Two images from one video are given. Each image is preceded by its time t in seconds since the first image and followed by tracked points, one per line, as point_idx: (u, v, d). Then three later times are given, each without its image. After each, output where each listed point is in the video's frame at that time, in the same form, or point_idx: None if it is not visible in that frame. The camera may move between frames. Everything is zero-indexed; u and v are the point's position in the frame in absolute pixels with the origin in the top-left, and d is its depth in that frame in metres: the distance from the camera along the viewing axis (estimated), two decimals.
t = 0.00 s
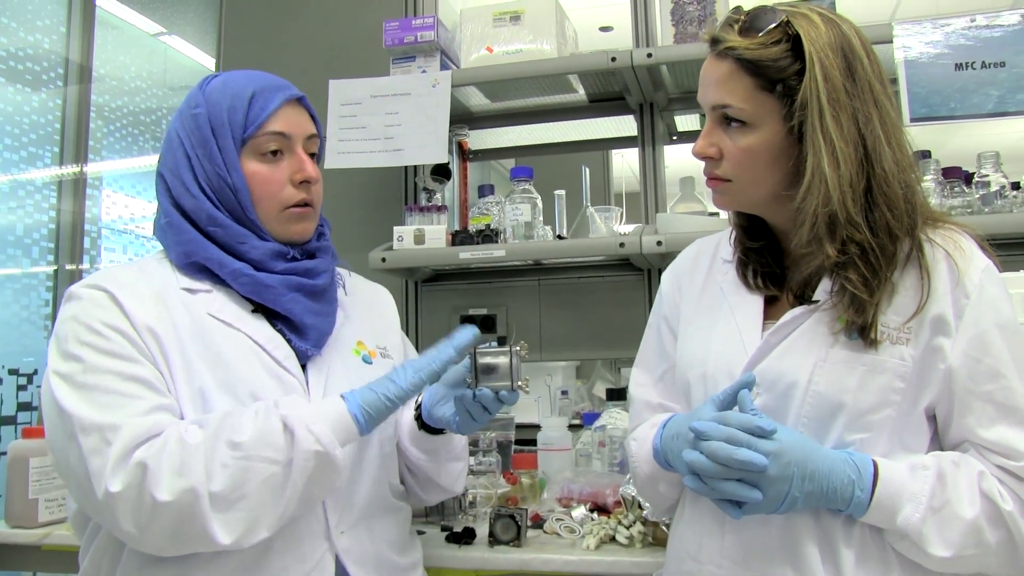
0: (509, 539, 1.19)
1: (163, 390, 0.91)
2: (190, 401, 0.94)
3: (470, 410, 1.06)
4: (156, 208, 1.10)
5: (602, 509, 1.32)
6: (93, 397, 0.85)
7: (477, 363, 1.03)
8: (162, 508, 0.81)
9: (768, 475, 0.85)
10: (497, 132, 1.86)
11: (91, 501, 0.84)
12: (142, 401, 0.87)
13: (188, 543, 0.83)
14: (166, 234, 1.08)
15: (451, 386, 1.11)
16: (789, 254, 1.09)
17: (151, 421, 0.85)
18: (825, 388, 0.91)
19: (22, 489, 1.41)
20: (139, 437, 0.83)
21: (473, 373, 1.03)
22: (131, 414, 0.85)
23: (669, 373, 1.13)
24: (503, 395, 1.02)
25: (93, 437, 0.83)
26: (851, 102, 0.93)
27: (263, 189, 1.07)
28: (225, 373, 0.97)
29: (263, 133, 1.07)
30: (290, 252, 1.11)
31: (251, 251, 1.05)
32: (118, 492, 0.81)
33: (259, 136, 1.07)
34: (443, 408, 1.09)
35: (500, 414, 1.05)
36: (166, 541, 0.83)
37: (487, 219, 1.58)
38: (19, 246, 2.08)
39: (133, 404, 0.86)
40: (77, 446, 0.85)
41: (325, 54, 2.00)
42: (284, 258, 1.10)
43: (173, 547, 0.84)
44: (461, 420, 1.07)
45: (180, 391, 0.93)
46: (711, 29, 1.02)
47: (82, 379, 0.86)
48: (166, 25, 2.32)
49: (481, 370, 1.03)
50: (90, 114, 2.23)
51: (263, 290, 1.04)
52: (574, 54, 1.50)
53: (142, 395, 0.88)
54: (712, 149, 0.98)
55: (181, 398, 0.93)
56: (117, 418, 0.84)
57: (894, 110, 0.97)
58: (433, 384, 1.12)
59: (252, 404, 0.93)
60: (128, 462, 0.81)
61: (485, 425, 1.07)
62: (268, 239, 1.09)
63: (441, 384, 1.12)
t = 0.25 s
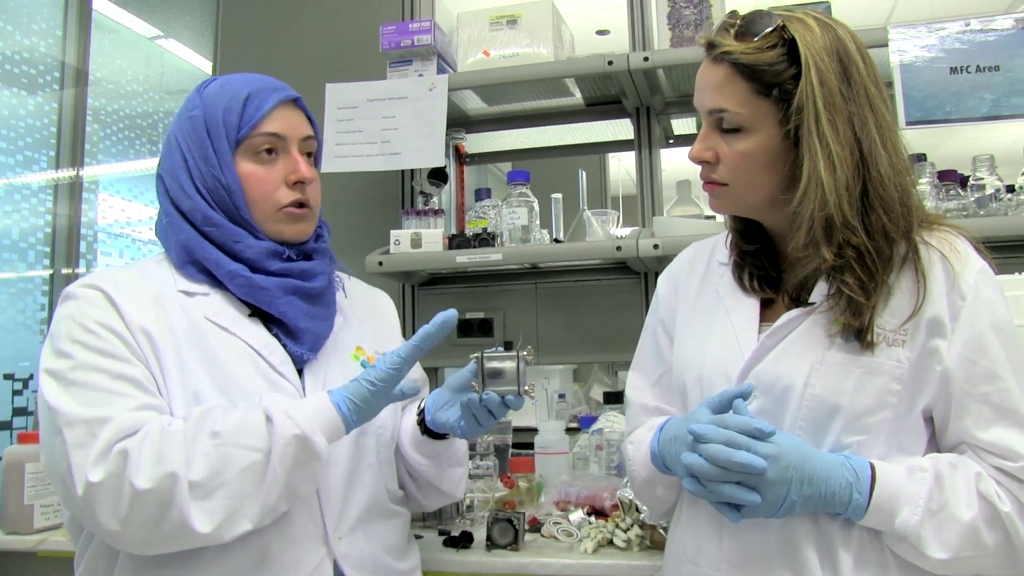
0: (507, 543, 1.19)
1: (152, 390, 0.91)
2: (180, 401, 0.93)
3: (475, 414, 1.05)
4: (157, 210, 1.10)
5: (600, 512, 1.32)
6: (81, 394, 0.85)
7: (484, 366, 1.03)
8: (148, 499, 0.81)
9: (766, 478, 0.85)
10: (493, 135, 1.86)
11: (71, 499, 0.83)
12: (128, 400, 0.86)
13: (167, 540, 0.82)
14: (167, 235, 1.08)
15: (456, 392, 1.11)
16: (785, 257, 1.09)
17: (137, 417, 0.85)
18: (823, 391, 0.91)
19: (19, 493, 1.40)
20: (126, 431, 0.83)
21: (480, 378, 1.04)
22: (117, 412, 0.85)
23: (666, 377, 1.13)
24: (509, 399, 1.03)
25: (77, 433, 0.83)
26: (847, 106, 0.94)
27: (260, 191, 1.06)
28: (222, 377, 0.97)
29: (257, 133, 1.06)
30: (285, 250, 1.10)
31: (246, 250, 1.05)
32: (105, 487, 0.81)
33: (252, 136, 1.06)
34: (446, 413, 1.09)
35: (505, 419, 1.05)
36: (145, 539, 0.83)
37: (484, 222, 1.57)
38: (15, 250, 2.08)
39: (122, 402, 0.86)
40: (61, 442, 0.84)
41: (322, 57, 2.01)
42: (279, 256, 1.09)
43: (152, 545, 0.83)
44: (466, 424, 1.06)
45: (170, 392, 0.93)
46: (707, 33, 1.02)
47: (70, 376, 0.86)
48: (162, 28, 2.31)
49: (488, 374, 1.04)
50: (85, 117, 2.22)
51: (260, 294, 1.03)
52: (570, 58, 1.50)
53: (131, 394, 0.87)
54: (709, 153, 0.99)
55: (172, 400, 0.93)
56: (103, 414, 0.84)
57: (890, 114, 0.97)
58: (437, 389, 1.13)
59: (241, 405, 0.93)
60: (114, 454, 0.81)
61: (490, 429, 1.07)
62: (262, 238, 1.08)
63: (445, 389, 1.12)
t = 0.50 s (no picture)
0: (502, 546, 1.19)
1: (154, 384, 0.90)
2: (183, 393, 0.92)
3: (474, 417, 1.05)
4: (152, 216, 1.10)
5: (594, 516, 1.31)
6: (85, 383, 0.84)
7: (483, 369, 1.05)
8: (150, 479, 0.79)
9: (762, 482, 0.85)
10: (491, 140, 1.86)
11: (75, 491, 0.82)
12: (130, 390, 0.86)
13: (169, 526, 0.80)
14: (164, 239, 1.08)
15: (455, 394, 1.11)
16: (780, 261, 1.09)
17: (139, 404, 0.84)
18: (817, 396, 0.90)
19: (15, 495, 1.40)
20: (129, 416, 0.82)
21: (479, 381, 1.05)
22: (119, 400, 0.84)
23: (661, 381, 1.13)
24: (507, 402, 1.04)
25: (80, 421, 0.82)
26: (842, 110, 0.94)
27: (254, 192, 1.06)
28: (223, 376, 0.96)
29: (247, 134, 1.07)
30: (281, 249, 1.09)
31: (242, 250, 1.05)
32: (106, 475, 0.80)
33: (242, 137, 1.07)
34: (445, 416, 1.08)
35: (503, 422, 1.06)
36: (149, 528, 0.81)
37: (480, 226, 1.55)
38: (12, 253, 2.08)
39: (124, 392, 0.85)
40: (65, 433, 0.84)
41: (321, 62, 2.01)
42: (275, 255, 1.09)
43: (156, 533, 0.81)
44: (464, 427, 1.06)
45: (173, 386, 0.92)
46: (702, 38, 1.02)
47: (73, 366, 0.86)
48: (160, 32, 2.32)
49: (487, 377, 1.05)
50: (84, 121, 2.22)
51: (257, 296, 1.03)
52: (568, 62, 1.50)
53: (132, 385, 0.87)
54: (704, 157, 0.98)
55: (174, 394, 0.92)
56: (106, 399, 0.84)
57: (885, 118, 0.97)
58: (435, 391, 1.13)
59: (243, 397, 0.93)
60: (116, 440, 0.80)
61: (488, 432, 1.07)
62: (260, 238, 1.09)
63: (444, 392, 1.12)
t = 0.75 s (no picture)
0: (501, 541, 1.19)
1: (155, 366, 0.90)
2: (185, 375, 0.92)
3: (477, 406, 1.05)
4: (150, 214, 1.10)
5: (594, 511, 1.31)
6: (93, 356, 0.84)
7: (486, 359, 1.06)
8: (159, 433, 0.78)
9: (758, 475, 0.85)
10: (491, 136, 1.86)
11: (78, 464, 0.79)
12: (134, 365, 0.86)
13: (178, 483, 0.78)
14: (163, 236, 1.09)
15: (457, 386, 1.12)
16: (778, 256, 1.09)
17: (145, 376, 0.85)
18: (814, 391, 0.90)
19: (14, 489, 1.40)
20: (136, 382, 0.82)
21: (481, 370, 1.06)
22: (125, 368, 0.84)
23: (660, 376, 1.13)
24: (511, 391, 1.05)
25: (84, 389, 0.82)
26: (840, 104, 0.94)
27: (252, 185, 1.06)
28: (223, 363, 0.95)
29: (241, 128, 1.07)
30: (282, 241, 1.09)
31: (243, 244, 1.05)
32: (112, 435, 0.78)
33: (237, 132, 1.07)
34: (448, 406, 1.09)
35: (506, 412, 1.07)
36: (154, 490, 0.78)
37: (480, 222, 1.57)
38: (12, 248, 2.08)
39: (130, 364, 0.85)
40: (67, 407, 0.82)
41: (321, 58, 2.01)
42: (278, 248, 1.09)
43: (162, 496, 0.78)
44: (466, 417, 1.06)
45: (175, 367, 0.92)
46: (701, 33, 1.02)
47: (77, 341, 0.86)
48: (160, 28, 2.32)
49: (490, 367, 1.06)
50: (83, 116, 2.23)
51: (258, 288, 1.03)
52: (568, 58, 1.50)
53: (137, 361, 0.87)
54: (702, 152, 0.99)
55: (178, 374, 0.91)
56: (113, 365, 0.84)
57: (884, 114, 0.97)
58: (437, 383, 1.13)
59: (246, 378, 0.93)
60: (128, 399, 0.79)
61: (491, 423, 1.08)
62: (261, 231, 1.08)
63: (446, 383, 1.13)
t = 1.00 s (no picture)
0: (501, 538, 1.19)
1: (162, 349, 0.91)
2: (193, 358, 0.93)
3: (483, 405, 1.06)
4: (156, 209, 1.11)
5: (593, 510, 1.32)
6: (98, 333, 0.85)
7: (495, 358, 1.07)
8: (165, 405, 0.79)
9: (758, 477, 0.86)
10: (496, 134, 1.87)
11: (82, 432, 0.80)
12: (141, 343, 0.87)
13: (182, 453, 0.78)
14: (168, 232, 1.09)
15: (462, 382, 1.13)
16: (780, 258, 1.09)
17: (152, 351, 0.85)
18: (815, 392, 0.91)
19: (16, 479, 1.41)
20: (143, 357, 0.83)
21: (490, 369, 1.07)
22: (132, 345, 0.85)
23: (661, 376, 1.13)
24: (518, 390, 1.04)
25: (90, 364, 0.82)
26: (842, 106, 0.94)
27: (257, 181, 1.07)
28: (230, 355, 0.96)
29: (245, 125, 1.07)
30: (286, 239, 1.10)
31: (248, 242, 1.05)
32: (117, 404, 0.78)
33: (241, 128, 1.07)
34: (452, 403, 1.09)
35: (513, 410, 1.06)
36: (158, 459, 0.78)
37: (485, 220, 1.56)
38: (18, 239, 2.09)
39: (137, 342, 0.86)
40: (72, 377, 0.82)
41: (328, 54, 2.01)
42: (282, 246, 1.09)
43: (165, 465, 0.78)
44: (472, 414, 1.07)
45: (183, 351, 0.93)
46: (705, 34, 1.03)
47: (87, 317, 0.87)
48: (167, 23, 2.36)
49: (498, 366, 1.07)
50: (91, 109, 2.23)
51: (263, 283, 1.03)
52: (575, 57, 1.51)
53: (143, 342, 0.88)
54: (705, 153, 0.99)
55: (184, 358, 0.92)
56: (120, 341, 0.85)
57: (887, 118, 0.97)
58: (442, 379, 1.14)
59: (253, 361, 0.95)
60: (136, 371, 0.80)
61: (495, 421, 1.08)
62: (265, 228, 1.09)
63: (451, 380, 1.14)
